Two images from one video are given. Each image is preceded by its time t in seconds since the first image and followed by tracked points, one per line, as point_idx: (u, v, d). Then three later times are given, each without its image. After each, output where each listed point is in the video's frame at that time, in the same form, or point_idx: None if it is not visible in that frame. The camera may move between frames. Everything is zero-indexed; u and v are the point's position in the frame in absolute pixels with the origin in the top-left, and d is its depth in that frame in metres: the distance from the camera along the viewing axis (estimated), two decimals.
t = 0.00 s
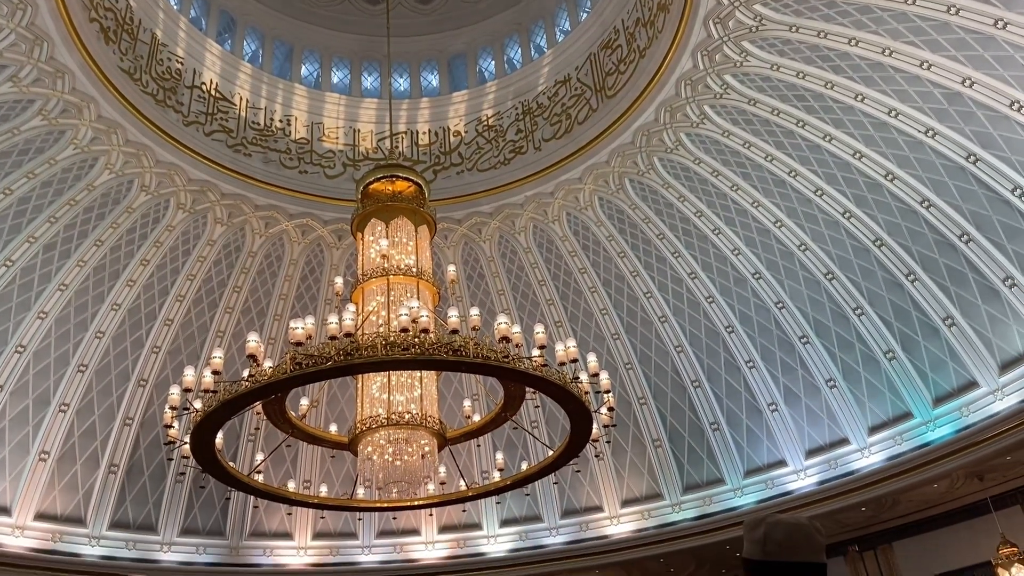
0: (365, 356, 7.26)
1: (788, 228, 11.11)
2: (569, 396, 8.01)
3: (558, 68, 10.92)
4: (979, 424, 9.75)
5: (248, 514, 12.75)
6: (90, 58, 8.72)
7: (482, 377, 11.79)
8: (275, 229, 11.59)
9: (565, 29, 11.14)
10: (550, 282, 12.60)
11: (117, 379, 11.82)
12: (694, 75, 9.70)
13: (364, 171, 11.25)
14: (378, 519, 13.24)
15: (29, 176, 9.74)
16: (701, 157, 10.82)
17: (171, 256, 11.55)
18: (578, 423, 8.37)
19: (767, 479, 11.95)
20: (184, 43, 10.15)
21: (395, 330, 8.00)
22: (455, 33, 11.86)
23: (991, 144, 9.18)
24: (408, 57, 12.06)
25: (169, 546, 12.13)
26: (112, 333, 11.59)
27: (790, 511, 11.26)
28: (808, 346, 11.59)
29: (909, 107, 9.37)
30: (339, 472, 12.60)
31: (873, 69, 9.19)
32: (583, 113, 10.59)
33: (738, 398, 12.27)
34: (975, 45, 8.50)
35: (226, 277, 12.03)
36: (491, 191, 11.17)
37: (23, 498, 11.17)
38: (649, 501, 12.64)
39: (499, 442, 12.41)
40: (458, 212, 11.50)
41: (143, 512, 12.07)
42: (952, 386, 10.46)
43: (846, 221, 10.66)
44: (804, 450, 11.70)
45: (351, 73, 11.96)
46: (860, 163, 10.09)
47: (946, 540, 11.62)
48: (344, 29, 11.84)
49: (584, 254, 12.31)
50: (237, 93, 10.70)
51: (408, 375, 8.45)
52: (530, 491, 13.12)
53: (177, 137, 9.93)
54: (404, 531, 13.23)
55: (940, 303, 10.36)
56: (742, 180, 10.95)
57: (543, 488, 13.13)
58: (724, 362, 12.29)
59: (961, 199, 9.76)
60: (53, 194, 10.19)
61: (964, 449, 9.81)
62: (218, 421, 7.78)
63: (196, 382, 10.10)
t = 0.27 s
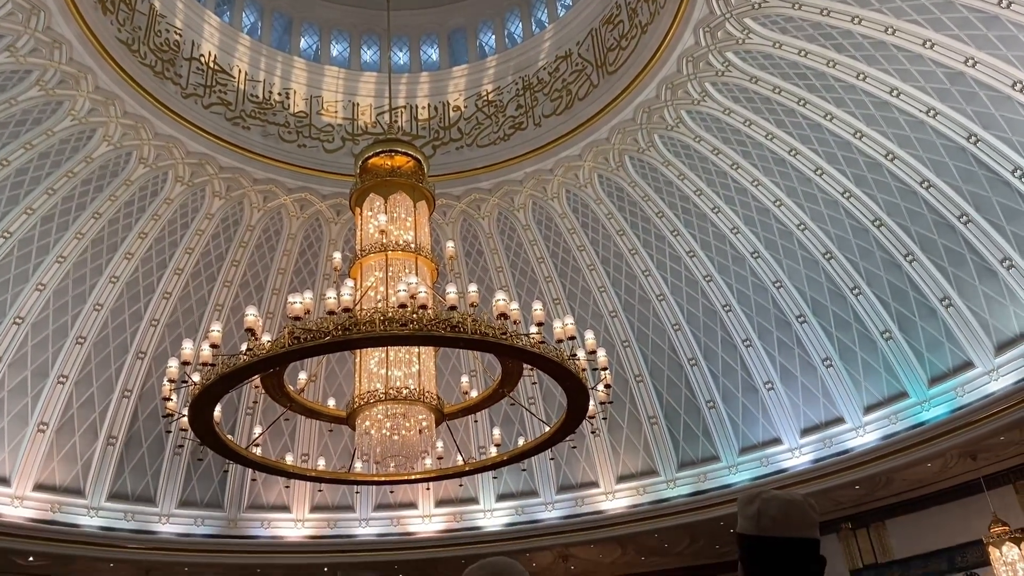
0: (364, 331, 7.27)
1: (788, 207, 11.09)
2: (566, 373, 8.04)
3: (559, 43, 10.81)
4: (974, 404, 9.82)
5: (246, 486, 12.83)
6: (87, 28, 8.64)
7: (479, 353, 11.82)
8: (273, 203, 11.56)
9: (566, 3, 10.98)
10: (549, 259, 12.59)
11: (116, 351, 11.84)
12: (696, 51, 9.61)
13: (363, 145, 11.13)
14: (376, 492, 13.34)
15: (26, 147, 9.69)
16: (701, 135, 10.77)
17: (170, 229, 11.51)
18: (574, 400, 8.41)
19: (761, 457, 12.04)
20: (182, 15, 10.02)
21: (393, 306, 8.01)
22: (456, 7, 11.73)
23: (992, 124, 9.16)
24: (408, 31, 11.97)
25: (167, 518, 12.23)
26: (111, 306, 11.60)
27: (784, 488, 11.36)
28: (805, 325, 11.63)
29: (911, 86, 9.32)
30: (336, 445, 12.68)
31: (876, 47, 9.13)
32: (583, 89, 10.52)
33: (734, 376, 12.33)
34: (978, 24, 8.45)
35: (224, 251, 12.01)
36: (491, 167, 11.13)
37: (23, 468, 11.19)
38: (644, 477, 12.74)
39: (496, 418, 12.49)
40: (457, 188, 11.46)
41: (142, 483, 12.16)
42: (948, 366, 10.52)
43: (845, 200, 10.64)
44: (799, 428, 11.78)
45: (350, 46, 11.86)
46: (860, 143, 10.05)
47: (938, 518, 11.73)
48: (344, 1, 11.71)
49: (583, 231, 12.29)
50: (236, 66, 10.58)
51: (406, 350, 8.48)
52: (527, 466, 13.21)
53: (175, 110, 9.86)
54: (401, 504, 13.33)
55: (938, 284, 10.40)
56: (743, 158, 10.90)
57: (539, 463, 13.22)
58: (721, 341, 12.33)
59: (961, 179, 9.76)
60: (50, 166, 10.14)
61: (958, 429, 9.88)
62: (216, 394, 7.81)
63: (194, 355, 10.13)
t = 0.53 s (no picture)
0: (362, 306, 7.26)
1: (788, 186, 11.05)
2: (564, 350, 8.04)
3: (559, 18, 10.70)
4: (970, 384, 9.86)
5: (243, 460, 12.88)
6: None
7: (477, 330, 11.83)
8: (271, 177, 11.50)
9: None
10: (547, 236, 12.56)
11: (113, 324, 11.84)
12: (698, 27, 9.51)
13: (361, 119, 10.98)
14: (373, 467, 13.39)
15: (23, 118, 9.62)
16: (702, 113, 10.70)
17: (167, 203, 11.46)
18: (572, 377, 8.41)
19: (757, 435, 12.10)
20: None
21: (391, 282, 7.99)
22: None
23: (994, 104, 9.12)
24: (407, 4, 11.89)
25: (165, 490, 12.31)
26: (108, 279, 11.58)
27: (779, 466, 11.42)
28: (803, 304, 11.65)
29: (914, 65, 9.26)
30: (334, 420, 12.71)
31: (879, 25, 9.05)
32: (584, 64, 10.43)
33: (731, 355, 12.35)
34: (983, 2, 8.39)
35: (222, 224, 11.96)
36: (490, 142, 11.07)
37: (21, 440, 11.22)
38: (640, 454, 12.80)
39: (493, 394, 12.52)
40: (456, 163, 11.40)
41: (140, 455, 12.21)
42: (945, 346, 10.56)
43: (845, 179, 10.61)
44: (796, 407, 11.83)
45: (350, 19, 11.74)
46: (862, 122, 10.01)
47: (932, 498, 11.80)
48: None
49: (582, 208, 12.24)
50: (233, 38, 10.50)
51: (404, 326, 8.47)
52: (523, 443, 13.27)
53: (173, 82, 9.79)
54: (398, 479, 13.40)
55: (937, 264, 10.41)
56: (743, 136, 10.84)
57: (536, 440, 13.27)
58: (719, 319, 12.34)
59: (962, 159, 9.74)
60: (47, 137, 10.08)
61: (954, 409, 9.91)
62: (214, 367, 7.81)
63: (192, 329, 10.12)
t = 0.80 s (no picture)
0: (360, 284, 7.26)
1: (788, 166, 11.01)
2: (561, 329, 8.06)
3: None
4: (966, 366, 9.89)
5: (242, 436, 12.91)
6: None
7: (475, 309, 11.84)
8: (269, 153, 11.46)
9: None
10: (546, 215, 12.53)
11: (112, 300, 11.84)
12: (700, 6, 9.40)
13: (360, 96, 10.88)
14: (371, 445, 13.45)
15: (19, 92, 9.56)
16: (703, 92, 10.64)
17: (166, 178, 11.41)
18: (569, 356, 8.43)
19: (753, 415, 12.15)
20: None
21: (390, 260, 7.99)
22: None
23: (996, 85, 9.09)
24: None
25: (164, 465, 12.36)
26: (106, 254, 11.57)
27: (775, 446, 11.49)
28: (801, 286, 11.66)
29: (916, 45, 9.19)
30: (332, 397, 12.76)
31: (882, 4, 8.97)
32: (585, 42, 10.28)
33: (729, 335, 12.38)
34: None
35: (220, 200, 11.91)
36: (489, 120, 11.04)
37: (19, 415, 11.25)
38: (637, 433, 12.87)
39: (491, 372, 12.56)
40: (455, 141, 11.37)
41: (138, 431, 12.26)
42: (942, 329, 10.59)
43: (845, 160, 10.58)
44: (792, 387, 11.87)
45: None
46: (863, 102, 9.96)
47: (926, 478, 11.87)
48: None
49: (582, 187, 12.20)
50: (232, 13, 10.36)
51: (402, 304, 8.46)
52: (521, 421, 13.32)
53: (171, 57, 9.70)
54: (396, 456, 13.46)
55: (935, 246, 10.41)
56: (744, 116, 10.79)
57: (533, 418, 13.32)
58: (717, 299, 12.36)
59: (963, 141, 9.72)
60: (44, 112, 10.02)
61: (949, 391, 9.95)
62: (212, 344, 7.81)
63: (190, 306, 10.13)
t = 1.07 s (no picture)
0: (359, 263, 7.25)
1: (789, 148, 10.98)
2: (560, 309, 8.06)
3: None
4: (963, 349, 9.91)
5: (240, 414, 12.97)
6: None
7: (474, 289, 11.85)
8: (268, 131, 11.41)
9: None
10: (546, 195, 12.50)
11: (110, 277, 11.84)
12: None
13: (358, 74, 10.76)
14: (369, 423, 13.50)
15: (16, 67, 9.49)
16: (704, 72, 10.58)
17: (164, 155, 11.36)
18: (567, 336, 8.44)
19: (750, 396, 12.20)
20: None
21: (389, 239, 7.99)
22: None
23: (999, 68, 9.05)
24: None
25: (163, 442, 12.42)
26: (105, 232, 11.55)
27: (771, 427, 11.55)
28: (799, 268, 11.67)
29: (919, 27, 9.14)
30: (331, 375, 12.81)
31: None
32: (586, 20, 10.09)
33: (727, 317, 12.40)
34: None
35: (219, 178, 11.87)
36: (488, 99, 10.99)
37: (18, 390, 11.29)
38: (634, 413, 12.92)
39: (489, 352, 12.59)
40: (454, 119, 11.32)
41: (137, 408, 12.29)
42: (939, 311, 10.61)
43: (846, 142, 10.55)
44: (789, 369, 11.91)
45: None
46: (864, 84, 9.92)
47: (920, 460, 11.95)
48: None
49: (581, 167, 12.17)
50: None
51: (401, 284, 8.47)
52: (518, 401, 13.37)
53: (169, 33, 9.62)
54: (394, 435, 13.51)
55: (934, 229, 10.41)
56: (745, 97, 10.74)
57: (531, 398, 13.37)
58: (715, 281, 12.37)
59: (964, 123, 9.69)
60: (41, 87, 9.96)
61: (946, 373, 9.99)
62: (210, 322, 7.81)
63: (189, 283, 10.13)
